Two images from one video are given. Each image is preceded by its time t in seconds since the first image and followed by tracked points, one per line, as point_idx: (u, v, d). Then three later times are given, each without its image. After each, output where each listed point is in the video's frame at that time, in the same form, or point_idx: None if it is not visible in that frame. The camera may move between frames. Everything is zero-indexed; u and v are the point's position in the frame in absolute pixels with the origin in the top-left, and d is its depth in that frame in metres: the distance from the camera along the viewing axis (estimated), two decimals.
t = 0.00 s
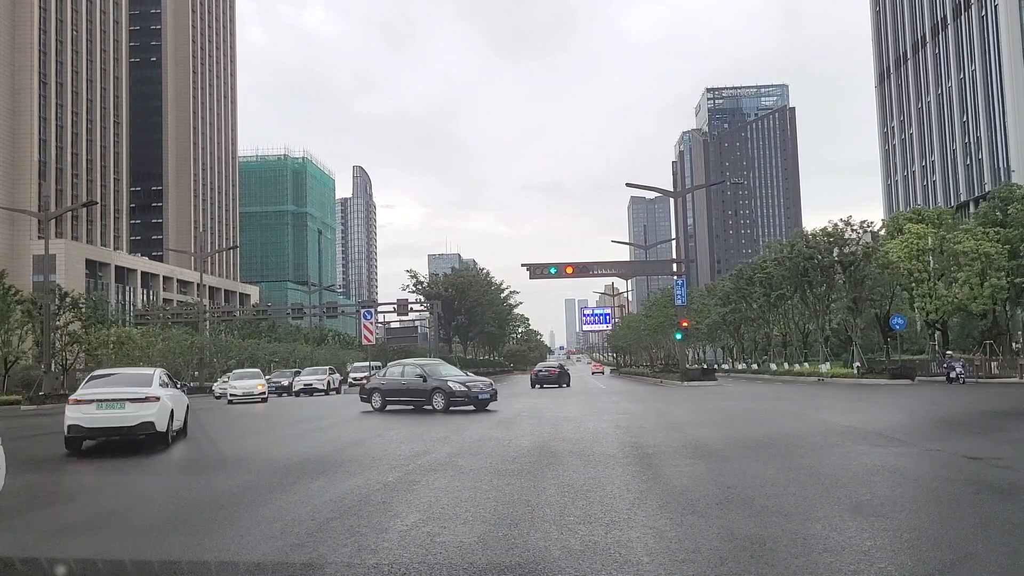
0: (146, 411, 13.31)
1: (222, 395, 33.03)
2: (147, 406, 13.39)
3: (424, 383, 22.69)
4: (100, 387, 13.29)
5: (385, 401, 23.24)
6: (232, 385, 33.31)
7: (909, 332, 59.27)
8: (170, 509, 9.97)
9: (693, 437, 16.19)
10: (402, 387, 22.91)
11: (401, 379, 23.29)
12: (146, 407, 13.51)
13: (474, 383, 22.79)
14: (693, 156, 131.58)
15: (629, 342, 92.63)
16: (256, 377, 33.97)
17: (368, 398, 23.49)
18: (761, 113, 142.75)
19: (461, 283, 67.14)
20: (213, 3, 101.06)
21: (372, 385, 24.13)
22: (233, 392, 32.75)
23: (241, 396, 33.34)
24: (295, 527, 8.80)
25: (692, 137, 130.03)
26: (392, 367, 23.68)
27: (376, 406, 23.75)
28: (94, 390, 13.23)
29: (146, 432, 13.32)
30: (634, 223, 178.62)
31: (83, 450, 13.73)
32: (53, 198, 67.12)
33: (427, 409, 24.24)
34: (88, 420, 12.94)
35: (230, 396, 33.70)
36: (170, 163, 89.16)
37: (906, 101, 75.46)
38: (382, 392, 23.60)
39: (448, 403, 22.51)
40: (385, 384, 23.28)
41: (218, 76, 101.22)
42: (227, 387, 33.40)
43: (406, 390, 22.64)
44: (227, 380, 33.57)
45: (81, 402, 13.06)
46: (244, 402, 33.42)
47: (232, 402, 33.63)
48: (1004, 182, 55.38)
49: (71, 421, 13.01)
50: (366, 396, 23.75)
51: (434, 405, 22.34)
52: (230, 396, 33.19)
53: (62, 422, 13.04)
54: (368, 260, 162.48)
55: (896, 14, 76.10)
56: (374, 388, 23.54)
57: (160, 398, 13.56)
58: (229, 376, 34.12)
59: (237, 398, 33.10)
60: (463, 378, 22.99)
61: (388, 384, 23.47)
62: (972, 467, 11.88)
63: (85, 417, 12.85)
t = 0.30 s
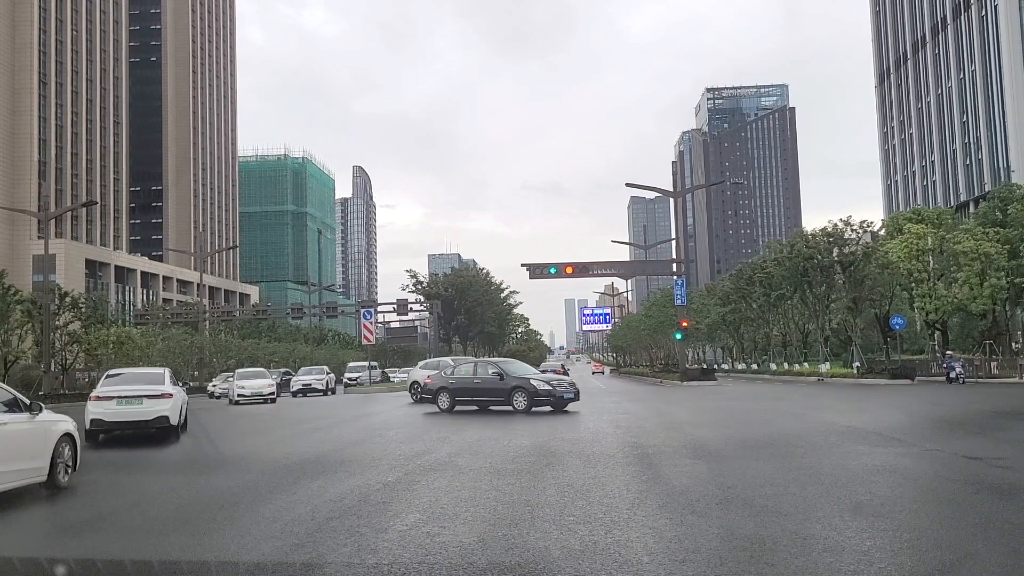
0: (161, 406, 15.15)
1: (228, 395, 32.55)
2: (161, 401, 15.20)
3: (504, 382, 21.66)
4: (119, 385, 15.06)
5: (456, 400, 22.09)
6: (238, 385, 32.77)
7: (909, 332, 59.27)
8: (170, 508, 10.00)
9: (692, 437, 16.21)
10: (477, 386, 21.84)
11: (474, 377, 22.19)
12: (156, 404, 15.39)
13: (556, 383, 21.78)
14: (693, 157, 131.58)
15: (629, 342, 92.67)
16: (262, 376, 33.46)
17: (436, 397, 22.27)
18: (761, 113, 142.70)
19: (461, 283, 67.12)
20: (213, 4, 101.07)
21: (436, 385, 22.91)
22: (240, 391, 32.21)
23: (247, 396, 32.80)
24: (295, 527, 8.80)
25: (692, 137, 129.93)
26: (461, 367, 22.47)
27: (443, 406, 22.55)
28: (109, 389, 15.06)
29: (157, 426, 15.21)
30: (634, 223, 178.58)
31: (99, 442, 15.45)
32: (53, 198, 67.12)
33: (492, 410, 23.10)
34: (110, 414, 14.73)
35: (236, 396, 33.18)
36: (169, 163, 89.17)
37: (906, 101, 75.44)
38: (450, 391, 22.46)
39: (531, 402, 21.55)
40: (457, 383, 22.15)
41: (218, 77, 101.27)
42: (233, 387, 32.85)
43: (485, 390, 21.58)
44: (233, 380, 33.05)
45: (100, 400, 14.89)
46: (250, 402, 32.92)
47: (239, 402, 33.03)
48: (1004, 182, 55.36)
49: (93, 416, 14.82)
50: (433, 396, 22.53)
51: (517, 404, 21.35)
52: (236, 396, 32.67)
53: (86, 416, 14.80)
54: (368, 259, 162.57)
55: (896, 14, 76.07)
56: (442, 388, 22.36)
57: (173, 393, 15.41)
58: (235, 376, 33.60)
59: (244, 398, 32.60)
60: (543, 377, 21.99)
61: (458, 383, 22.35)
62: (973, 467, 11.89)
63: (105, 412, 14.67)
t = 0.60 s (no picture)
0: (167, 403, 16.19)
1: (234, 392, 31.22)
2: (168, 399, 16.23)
3: (598, 380, 20.21)
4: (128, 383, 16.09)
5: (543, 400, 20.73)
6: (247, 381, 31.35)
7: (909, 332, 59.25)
8: (170, 508, 9.99)
9: (692, 438, 16.20)
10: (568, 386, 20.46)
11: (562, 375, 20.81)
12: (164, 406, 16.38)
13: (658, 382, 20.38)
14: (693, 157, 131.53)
15: (629, 342, 92.67)
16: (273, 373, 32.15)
17: (520, 398, 20.94)
18: (761, 113, 142.69)
19: (461, 283, 67.11)
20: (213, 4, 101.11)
21: (518, 384, 21.50)
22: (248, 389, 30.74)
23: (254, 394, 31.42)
24: (295, 527, 8.80)
25: (692, 137, 129.86)
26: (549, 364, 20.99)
27: (528, 406, 21.26)
28: (122, 387, 16.19)
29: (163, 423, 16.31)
30: (634, 223, 178.51)
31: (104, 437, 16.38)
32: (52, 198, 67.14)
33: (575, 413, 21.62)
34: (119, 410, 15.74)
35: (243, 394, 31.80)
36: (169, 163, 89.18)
37: (906, 101, 75.44)
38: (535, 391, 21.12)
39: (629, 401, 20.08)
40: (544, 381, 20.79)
41: (218, 77, 101.32)
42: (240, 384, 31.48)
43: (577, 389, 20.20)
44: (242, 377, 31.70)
45: (113, 398, 15.91)
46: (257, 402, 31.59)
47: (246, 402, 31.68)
48: (1004, 183, 55.33)
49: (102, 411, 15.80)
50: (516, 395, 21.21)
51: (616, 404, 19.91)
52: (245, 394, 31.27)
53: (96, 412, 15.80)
54: (368, 259, 162.61)
55: (896, 14, 76.04)
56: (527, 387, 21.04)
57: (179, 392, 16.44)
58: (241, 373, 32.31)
59: (254, 397, 31.25)
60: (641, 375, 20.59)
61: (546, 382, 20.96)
62: (972, 467, 11.90)
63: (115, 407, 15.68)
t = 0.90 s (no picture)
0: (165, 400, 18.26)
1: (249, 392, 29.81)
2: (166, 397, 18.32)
3: (718, 379, 19.00)
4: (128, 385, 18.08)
5: (652, 402, 19.65)
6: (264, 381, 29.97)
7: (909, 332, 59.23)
8: (171, 508, 10.01)
9: (692, 437, 16.18)
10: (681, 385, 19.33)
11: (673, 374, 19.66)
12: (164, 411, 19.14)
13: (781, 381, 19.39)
14: (693, 157, 131.48)
15: (628, 342, 92.72)
16: (290, 372, 30.90)
17: (627, 398, 19.77)
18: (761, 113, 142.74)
19: (461, 283, 67.14)
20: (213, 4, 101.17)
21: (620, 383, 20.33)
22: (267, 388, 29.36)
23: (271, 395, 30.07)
24: (295, 527, 8.80)
25: (692, 137, 129.76)
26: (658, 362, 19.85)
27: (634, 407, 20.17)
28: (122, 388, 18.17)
29: (163, 417, 18.65)
30: (634, 223, 178.37)
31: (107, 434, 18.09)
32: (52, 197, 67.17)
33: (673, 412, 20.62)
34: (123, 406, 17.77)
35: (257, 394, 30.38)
36: (169, 162, 89.21)
37: (906, 101, 75.43)
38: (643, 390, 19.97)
39: (754, 400, 18.89)
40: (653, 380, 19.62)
41: (218, 77, 101.38)
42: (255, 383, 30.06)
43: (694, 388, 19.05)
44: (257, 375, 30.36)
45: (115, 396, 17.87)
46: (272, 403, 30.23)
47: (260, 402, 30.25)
48: (1004, 183, 55.33)
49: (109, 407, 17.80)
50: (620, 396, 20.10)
51: (739, 404, 18.79)
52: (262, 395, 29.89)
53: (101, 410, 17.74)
54: (368, 259, 162.70)
55: (896, 15, 76.04)
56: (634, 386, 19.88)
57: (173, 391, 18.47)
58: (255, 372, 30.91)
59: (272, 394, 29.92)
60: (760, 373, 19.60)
61: (652, 382, 19.85)
62: (972, 467, 11.90)
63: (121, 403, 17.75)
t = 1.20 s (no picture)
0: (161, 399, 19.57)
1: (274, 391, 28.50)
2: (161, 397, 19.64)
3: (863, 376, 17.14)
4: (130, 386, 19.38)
5: (788, 402, 17.90)
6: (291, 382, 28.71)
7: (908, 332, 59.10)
8: (171, 508, 10.01)
9: (692, 438, 16.17)
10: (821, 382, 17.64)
11: (810, 371, 17.87)
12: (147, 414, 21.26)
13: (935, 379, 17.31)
14: (693, 157, 131.42)
15: (628, 342, 92.68)
16: (312, 371, 29.79)
17: (757, 398, 18.21)
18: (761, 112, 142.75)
19: (461, 283, 67.07)
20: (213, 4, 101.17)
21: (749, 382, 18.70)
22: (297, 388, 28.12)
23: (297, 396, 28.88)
24: (295, 527, 8.79)
25: (692, 137, 129.77)
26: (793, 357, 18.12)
27: (765, 408, 18.47)
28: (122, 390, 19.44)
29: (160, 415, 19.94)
30: (634, 222, 178.11)
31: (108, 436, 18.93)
32: (52, 198, 67.15)
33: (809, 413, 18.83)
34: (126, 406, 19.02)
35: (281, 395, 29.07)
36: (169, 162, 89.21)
37: (906, 101, 75.42)
38: (775, 385, 18.32)
39: (910, 399, 16.89)
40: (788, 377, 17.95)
41: (218, 77, 101.40)
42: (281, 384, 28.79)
43: (836, 389, 17.23)
44: (280, 376, 29.09)
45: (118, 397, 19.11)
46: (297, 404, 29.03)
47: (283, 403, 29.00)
48: (1003, 182, 55.29)
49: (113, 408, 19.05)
50: (749, 395, 18.45)
51: (890, 404, 16.87)
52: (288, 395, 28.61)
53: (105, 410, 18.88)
54: (368, 259, 162.67)
55: (896, 15, 76.01)
56: (765, 385, 18.25)
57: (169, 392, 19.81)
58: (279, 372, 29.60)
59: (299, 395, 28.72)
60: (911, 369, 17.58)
61: (787, 380, 18.10)
62: (972, 467, 11.87)
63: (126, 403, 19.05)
